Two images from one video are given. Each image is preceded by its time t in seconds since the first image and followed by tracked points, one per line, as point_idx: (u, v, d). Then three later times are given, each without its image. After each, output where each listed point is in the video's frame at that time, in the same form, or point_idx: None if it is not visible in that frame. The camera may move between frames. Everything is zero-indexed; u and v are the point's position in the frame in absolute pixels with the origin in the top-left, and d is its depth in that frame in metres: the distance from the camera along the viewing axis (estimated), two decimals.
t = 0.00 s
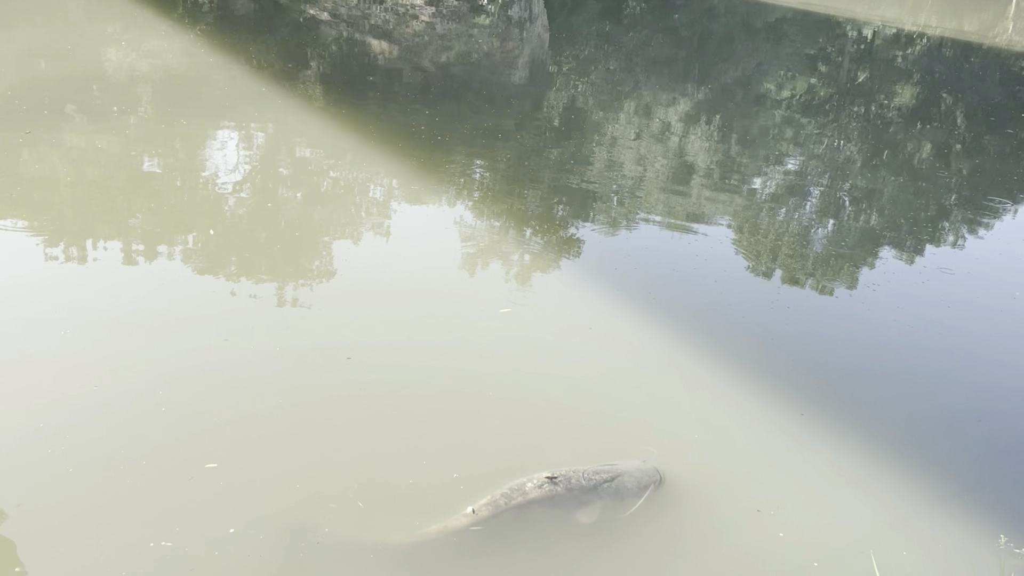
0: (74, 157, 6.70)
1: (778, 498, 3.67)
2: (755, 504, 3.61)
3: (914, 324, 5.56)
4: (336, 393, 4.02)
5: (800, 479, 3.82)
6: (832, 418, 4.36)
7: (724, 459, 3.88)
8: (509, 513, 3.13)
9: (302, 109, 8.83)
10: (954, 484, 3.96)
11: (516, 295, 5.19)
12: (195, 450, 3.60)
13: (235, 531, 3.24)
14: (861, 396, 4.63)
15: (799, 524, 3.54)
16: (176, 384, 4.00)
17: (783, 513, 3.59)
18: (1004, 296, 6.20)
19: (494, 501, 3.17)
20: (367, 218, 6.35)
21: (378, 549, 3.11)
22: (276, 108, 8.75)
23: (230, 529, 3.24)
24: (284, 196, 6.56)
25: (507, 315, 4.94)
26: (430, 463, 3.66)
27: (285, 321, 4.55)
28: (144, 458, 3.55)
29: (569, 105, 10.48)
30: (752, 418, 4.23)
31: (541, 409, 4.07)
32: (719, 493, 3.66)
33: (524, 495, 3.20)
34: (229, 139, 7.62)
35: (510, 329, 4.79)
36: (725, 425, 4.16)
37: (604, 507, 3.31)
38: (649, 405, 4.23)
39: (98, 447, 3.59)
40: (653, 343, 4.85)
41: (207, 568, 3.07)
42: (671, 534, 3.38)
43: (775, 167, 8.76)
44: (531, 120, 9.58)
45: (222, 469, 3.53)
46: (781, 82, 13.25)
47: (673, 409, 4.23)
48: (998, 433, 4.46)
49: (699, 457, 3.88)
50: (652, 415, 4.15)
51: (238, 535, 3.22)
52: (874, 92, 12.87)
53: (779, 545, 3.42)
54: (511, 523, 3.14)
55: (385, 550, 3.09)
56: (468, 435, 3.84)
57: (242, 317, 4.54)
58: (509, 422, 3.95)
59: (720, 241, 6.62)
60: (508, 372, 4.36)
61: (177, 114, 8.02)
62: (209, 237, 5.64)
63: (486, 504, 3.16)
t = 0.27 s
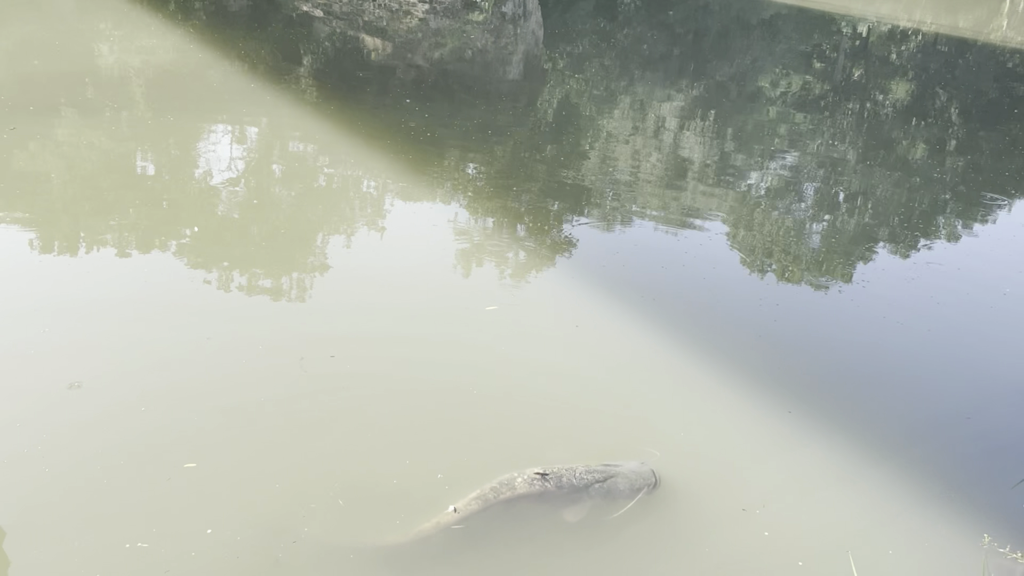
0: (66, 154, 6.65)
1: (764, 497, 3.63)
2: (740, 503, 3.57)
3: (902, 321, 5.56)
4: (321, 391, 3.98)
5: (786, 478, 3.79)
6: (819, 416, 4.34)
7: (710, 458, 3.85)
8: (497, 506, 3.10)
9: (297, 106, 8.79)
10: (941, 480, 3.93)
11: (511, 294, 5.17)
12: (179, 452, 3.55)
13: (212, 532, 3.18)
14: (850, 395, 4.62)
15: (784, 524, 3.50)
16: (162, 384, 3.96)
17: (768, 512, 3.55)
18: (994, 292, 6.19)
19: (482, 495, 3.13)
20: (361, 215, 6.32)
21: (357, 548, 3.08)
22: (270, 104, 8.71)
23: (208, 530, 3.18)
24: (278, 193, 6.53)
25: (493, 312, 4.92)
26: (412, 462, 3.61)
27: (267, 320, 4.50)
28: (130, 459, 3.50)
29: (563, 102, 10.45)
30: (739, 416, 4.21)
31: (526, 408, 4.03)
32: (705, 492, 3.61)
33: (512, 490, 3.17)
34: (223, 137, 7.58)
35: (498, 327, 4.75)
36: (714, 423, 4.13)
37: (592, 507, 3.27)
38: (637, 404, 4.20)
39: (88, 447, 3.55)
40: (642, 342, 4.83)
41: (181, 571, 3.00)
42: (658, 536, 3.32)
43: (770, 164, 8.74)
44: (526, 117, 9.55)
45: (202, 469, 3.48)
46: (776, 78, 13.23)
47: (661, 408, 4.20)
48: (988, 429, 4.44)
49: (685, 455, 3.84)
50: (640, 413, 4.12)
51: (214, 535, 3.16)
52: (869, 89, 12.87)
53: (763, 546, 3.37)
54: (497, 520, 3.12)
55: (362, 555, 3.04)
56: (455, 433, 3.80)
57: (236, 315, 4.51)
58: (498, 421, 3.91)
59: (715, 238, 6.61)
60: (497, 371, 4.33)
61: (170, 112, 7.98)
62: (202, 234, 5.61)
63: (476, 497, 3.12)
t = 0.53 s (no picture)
0: (59, 151, 6.61)
1: (750, 493, 3.62)
2: (726, 500, 3.56)
3: (892, 316, 5.57)
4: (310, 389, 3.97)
5: (773, 474, 3.78)
6: (808, 413, 4.34)
7: (698, 454, 3.84)
8: (488, 499, 3.10)
9: (290, 103, 8.76)
10: (929, 477, 3.93)
11: (505, 291, 5.16)
12: (166, 450, 3.53)
13: (193, 530, 3.14)
14: (840, 392, 4.62)
15: (770, 520, 3.49)
16: (149, 381, 3.93)
17: (754, 508, 3.54)
18: (984, 287, 6.20)
19: (472, 488, 3.12)
20: (355, 211, 6.30)
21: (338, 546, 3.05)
22: (263, 101, 8.68)
23: (188, 529, 3.15)
24: (273, 190, 6.51)
25: (480, 309, 4.90)
26: (398, 460, 3.59)
27: (253, 318, 4.47)
28: (116, 456, 3.47)
29: (557, 98, 10.43)
30: (728, 412, 4.21)
31: (514, 407, 4.01)
32: (692, 488, 3.60)
33: (504, 484, 3.18)
34: (217, 133, 7.55)
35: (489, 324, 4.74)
36: (703, 420, 4.12)
37: (582, 504, 3.26)
38: (626, 400, 4.19)
39: (75, 444, 3.51)
40: (631, 338, 4.83)
41: (162, 570, 2.96)
42: (646, 535, 3.30)
43: (765, 160, 8.74)
44: (520, 113, 9.54)
45: (183, 467, 3.45)
46: (771, 74, 13.23)
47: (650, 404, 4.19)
48: (977, 424, 4.44)
49: (674, 451, 3.83)
50: (629, 410, 4.11)
51: (194, 534, 3.13)
52: (864, 85, 12.88)
53: (749, 543, 3.35)
54: (482, 516, 3.11)
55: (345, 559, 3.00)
56: (445, 431, 3.79)
57: (230, 312, 4.50)
58: (488, 419, 3.90)
59: (710, 235, 6.60)
60: (487, 369, 4.32)
61: (164, 108, 7.94)
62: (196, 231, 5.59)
63: (467, 490, 3.11)
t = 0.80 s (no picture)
0: (52, 147, 6.59)
1: (738, 490, 3.61)
2: (714, 496, 3.55)
3: (884, 312, 5.56)
4: (300, 386, 3.96)
5: (762, 471, 3.77)
6: (798, 409, 4.34)
7: (687, 450, 3.83)
8: (481, 491, 3.22)
9: (284, 99, 8.74)
10: (917, 473, 3.92)
11: (498, 286, 5.15)
12: (151, 447, 3.51)
13: (176, 527, 3.13)
14: (831, 388, 4.61)
15: (757, 517, 3.48)
16: (136, 380, 3.91)
17: (741, 505, 3.53)
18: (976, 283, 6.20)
19: (467, 480, 3.25)
20: (350, 208, 6.30)
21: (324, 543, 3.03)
22: (257, 97, 8.66)
23: (171, 527, 3.13)
24: (267, 186, 6.49)
25: (470, 304, 4.89)
26: (385, 458, 3.58)
27: (241, 316, 4.45)
28: (101, 454, 3.44)
29: (552, 94, 10.41)
30: (717, 409, 4.20)
31: (503, 404, 4.00)
32: (680, 484, 3.59)
33: (499, 477, 3.28)
34: (210, 129, 7.52)
35: (480, 320, 4.73)
36: (692, 416, 4.11)
37: (574, 501, 3.30)
38: (616, 397, 4.18)
39: (61, 441, 3.49)
40: (622, 334, 4.82)
41: (145, 568, 2.95)
42: (632, 530, 3.30)
43: (760, 156, 8.73)
44: (515, 109, 9.52)
45: (168, 463, 3.44)
46: (766, 70, 13.22)
47: (639, 400, 4.18)
48: (967, 420, 4.44)
49: (662, 447, 3.82)
50: (618, 406, 4.10)
51: (176, 533, 3.10)
52: (859, 80, 12.87)
53: (734, 539, 3.34)
54: (469, 511, 3.19)
55: (335, 562, 2.98)
56: (435, 429, 3.77)
57: (224, 309, 4.49)
58: (479, 417, 3.89)
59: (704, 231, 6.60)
60: (479, 365, 4.31)
61: (157, 104, 7.91)
62: (190, 226, 5.58)
63: (461, 481, 3.24)
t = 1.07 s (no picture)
0: (44, 142, 6.56)
1: (728, 483, 3.61)
2: (704, 490, 3.54)
3: (875, 305, 5.57)
4: (292, 382, 3.95)
5: (753, 465, 3.77)
6: (789, 403, 4.34)
7: (678, 444, 3.83)
8: (478, 481, 3.28)
9: (278, 94, 8.71)
10: (908, 467, 3.93)
11: (492, 281, 5.15)
12: (139, 442, 3.50)
13: (161, 523, 3.11)
14: (822, 381, 4.61)
15: (747, 510, 3.48)
16: (124, 374, 3.88)
17: (731, 499, 3.52)
18: (968, 276, 6.21)
19: (465, 470, 3.30)
20: (344, 203, 6.28)
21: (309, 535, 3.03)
22: (251, 92, 8.63)
23: (156, 522, 3.11)
24: (260, 181, 6.47)
25: (461, 299, 4.89)
26: (374, 452, 3.56)
27: (230, 310, 4.42)
28: (88, 449, 3.43)
29: (547, 89, 10.40)
30: (709, 403, 4.20)
31: (494, 398, 3.99)
32: (669, 478, 3.58)
33: (496, 469, 3.33)
34: (204, 124, 7.50)
35: (473, 315, 4.72)
36: (683, 410, 4.11)
37: (570, 496, 3.33)
38: (607, 391, 4.18)
39: (50, 435, 3.47)
40: (614, 328, 4.81)
41: (131, 564, 2.93)
42: (619, 526, 3.29)
43: (754, 150, 8.73)
44: (510, 104, 9.50)
45: (156, 458, 3.42)
46: (761, 65, 13.22)
47: (630, 394, 4.18)
48: (958, 412, 4.45)
49: (653, 442, 3.82)
50: (609, 400, 4.10)
51: (161, 528, 3.09)
52: (854, 75, 12.87)
53: (724, 533, 3.33)
54: (458, 501, 3.24)
55: (323, 558, 2.97)
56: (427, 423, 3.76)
57: (216, 304, 4.47)
58: (471, 411, 3.88)
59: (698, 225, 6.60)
60: (472, 360, 4.30)
61: (150, 99, 7.88)
62: (183, 222, 5.56)
63: (459, 471, 3.29)
